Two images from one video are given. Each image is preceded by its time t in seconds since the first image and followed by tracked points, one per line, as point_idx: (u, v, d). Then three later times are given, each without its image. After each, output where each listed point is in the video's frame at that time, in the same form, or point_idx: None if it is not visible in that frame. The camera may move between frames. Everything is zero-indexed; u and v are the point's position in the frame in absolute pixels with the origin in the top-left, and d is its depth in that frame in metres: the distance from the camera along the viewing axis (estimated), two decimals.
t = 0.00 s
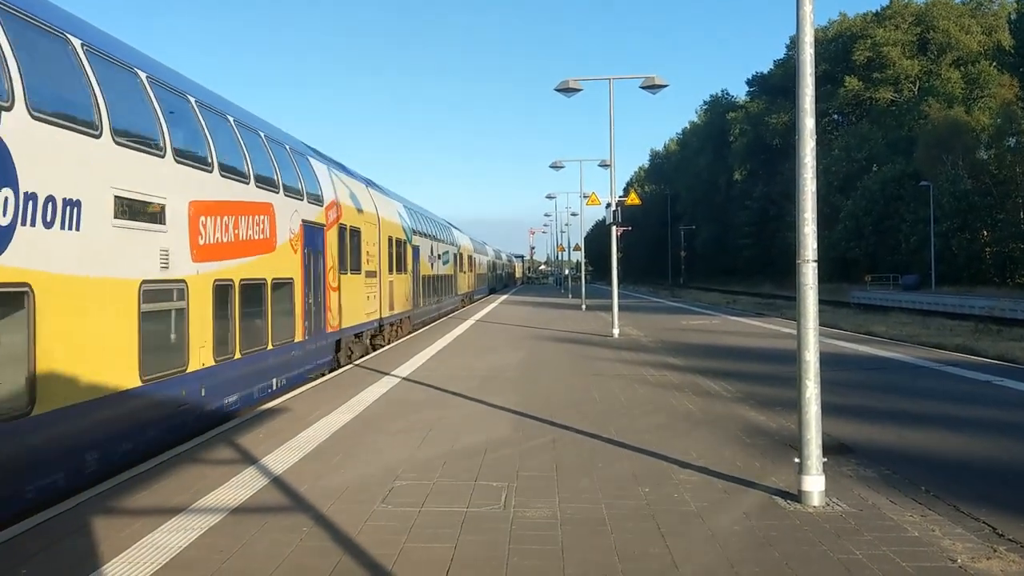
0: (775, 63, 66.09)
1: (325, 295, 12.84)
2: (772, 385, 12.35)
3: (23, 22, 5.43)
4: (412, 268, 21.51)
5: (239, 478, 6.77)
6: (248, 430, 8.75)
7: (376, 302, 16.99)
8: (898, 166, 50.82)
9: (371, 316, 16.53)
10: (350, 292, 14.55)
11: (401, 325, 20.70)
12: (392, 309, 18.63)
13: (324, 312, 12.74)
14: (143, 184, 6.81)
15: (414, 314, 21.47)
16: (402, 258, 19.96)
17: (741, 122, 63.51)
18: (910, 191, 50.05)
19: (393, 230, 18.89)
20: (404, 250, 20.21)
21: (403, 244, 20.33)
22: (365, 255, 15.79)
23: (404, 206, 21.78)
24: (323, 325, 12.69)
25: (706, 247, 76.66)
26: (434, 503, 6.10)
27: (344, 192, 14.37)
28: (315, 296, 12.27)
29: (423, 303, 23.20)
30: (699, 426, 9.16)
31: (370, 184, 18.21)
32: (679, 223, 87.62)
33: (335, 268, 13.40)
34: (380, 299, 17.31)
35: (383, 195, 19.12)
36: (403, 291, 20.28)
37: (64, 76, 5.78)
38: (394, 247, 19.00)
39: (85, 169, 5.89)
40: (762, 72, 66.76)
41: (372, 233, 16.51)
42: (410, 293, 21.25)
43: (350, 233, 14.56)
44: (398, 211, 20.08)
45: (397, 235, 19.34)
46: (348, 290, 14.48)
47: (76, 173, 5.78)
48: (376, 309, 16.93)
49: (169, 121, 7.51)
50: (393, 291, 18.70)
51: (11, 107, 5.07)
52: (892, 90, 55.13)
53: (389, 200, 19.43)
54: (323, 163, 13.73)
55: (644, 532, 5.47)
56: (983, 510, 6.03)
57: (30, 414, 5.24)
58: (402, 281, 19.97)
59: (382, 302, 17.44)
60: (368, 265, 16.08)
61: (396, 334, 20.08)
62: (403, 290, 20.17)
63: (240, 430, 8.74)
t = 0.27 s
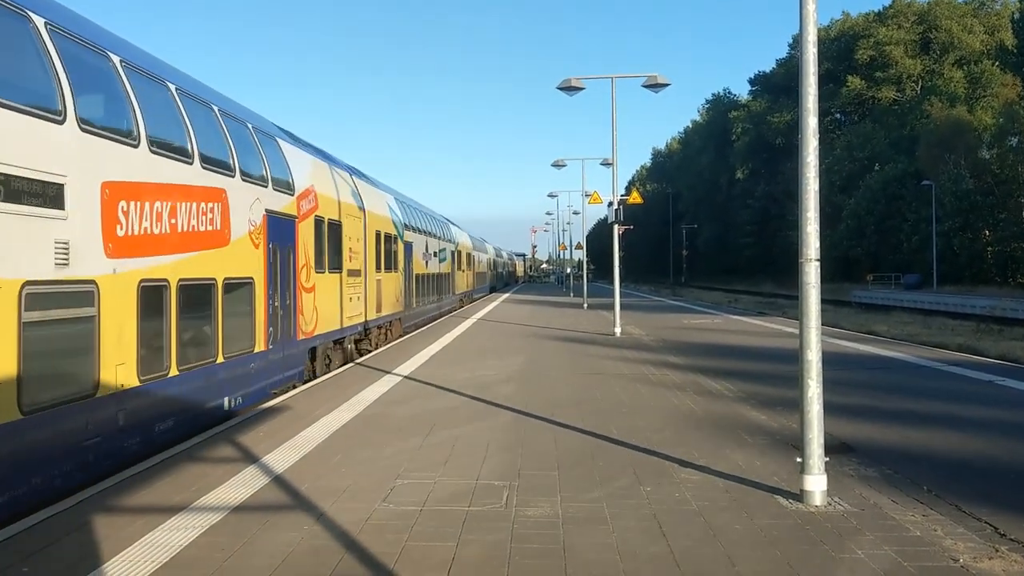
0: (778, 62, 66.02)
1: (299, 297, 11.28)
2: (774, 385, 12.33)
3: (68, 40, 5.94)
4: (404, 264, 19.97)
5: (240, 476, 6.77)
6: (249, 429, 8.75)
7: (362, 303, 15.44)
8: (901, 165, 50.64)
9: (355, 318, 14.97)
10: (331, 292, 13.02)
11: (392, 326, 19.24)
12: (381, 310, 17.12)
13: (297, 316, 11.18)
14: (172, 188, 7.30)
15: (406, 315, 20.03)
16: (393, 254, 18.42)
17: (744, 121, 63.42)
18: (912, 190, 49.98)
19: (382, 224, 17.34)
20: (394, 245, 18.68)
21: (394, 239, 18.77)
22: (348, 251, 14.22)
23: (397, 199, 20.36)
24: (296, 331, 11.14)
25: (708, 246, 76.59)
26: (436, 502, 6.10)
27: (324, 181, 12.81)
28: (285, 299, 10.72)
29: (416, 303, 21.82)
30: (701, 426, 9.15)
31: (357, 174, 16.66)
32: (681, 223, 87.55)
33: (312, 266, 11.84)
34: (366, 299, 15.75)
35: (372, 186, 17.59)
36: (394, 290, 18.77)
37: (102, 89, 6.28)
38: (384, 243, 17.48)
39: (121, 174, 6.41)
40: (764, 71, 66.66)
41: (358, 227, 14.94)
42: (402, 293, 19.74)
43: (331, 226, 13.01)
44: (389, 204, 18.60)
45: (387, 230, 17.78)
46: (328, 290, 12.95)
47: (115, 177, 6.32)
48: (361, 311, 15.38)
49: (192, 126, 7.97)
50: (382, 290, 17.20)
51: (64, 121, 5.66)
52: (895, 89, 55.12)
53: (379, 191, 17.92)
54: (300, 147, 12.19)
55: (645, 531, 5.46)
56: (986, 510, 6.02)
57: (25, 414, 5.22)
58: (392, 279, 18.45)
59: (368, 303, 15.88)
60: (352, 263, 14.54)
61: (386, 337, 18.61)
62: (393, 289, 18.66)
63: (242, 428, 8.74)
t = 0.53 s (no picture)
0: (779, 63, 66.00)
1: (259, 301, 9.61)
2: (774, 385, 12.34)
3: (108, 58, 6.55)
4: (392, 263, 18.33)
5: (241, 475, 6.78)
6: (250, 428, 8.75)
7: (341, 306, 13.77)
8: (902, 165, 50.53)
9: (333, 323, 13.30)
10: (302, 295, 11.37)
11: (377, 331, 17.68)
12: (365, 314, 15.50)
13: (256, 323, 9.50)
14: (202, 196, 7.92)
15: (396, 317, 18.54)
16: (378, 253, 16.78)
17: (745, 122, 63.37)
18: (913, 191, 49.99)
19: (366, 219, 15.71)
20: (380, 243, 17.04)
21: (380, 236, 17.11)
22: (324, 248, 12.58)
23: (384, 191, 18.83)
24: (254, 342, 9.43)
25: (709, 246, 76.60)
26: (436, 502, 6.10)
27: (292, 166, 11.16)
28: (240, 303, 9.04)
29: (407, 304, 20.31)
30: (702, 426, 9.15)
31: (338, 164, 15.07)
32: (682, 223, 87.57)
33: (276, 264, 10.18)
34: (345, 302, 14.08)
35: (355, 177, 15.98)
36: (380, 291, 17.16)
37: (139, 103, 6.87)
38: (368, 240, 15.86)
39: (161, 183, 7.02)
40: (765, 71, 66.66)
41: (335, 220, 13.29)
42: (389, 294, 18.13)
43: (301, 219, 11.35)
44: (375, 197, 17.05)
45: (371, 225, 16.11)
46: (298, 291, 11.28)
47: (156, 185, 6.92)
48: (340, 315, 13.71)
49: (215, 135, 8.56)
50: (365, 290, 15.57)
51: (106, 134, 6.11)
52: (896, 90, 55.10)
53: (363, 183, 16.33)
54: (263, 128, 10.58)
55: (647, 531, 5.46)
56: (986, 510, 6.02)
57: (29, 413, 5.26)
58: (378, 280, 16.84)
59: (348, 306, 14.21)
60: (329, 261, 12.90)
61: (372, 343, 17.00)
62: (379, 290, 17.02)
63: (243, 427, 8.74)
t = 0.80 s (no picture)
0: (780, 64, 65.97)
1: (203, 304, 7.98)
2: (775, 386, 12.33)
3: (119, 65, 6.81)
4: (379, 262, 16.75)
5: (242, 475, 6.79)
6: (251, 428, 8.76)
7: (315, 310, 12.14)
8: (903, 166, 50.55)
9: (306, 330, 11.66)
10: (265, 297, 9.73)
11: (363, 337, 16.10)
12: (345, 319, 13.86)
13: (199, 332, 7.87)
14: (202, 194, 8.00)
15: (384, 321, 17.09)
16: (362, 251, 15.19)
17: (746, 123, 63.34)
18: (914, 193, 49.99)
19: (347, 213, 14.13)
20: (365, 240, 15.45)
21: (365, 233, 15.54)
22: (292, 243, 10.96)
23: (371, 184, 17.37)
24: (196, 356, 7.79)
25: (710, 247, 76.60)
26: (437, 502, 6.10)
27: (251, 147, 9.60)
28: (176, 310, 7.41)
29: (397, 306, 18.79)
30: (703, 427, 9.15)
31: (317, 153, 13.54)
32: (683, 223, 87.59)
33: (227, 261, 8.61)
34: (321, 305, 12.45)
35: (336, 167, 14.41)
36: (366, 293, 15.56)
37: (165, 112, 7.45)
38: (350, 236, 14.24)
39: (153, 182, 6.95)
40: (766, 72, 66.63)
41: (308, 213, 11.72)
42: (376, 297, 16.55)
43: (262, 209, 9.75)
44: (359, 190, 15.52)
45: (354, 220, 14.51)
46: (262, 293, 9.75)
47: (48, 160, 5.38)
48: (315, 320, 12.07)
49: (217, 136, 8.61)
50: (347, 292, 13.94)
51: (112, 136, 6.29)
52: (897, 91, 54.98)
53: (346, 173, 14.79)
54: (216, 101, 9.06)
55: (649, 532, 5.46)
56: (987, 512, 6.02)
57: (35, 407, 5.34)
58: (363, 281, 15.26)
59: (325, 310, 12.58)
60: (300, 260, 11.31)
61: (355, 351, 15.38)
62: (365, 293, 15.42)
63: (244, 428, 8.75)
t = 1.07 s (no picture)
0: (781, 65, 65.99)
1: (120, 313, 6.33)
2: (776, 388, 12.35)
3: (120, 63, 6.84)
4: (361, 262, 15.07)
5: (244, 476, 6.80)
6: (252, 429, 8.77)
7: (279, 317, 10.40)
8: (903, 168, 50.54)
9: (268, 341, 10.01)
10: (209, 304, 8.07)
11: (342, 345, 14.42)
12: (321, 327, 12.19)
13: (114, 345, 6.23)
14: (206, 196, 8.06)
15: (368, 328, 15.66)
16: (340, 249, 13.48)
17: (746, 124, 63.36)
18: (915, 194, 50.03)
19: (323, 207, 12.46)
20: (343, 237, 13.74)
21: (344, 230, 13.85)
22: (250, 240, 9.31)
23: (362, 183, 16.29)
24: (108, 377, 6.18)
25: (711, 248, 76.61)
26: (438, 504, 6.11)
27: (196, 123, 7.98)
28: (75, 323, 5.73)
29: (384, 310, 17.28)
30: (703, 428, 9.17)
31: (287, 138, 11.86)
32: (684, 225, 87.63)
33: (155, 260, 6.95)
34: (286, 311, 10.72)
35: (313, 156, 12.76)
36: (343, 297, 13.85)
37: (173, 114, 7.54)
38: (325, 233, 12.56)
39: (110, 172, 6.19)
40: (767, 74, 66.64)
41: (270, 205, 10.02)
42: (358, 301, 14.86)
43: (207, 195, 8.07)
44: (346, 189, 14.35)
45: (329, 215, 12.80)
46: (211, 299, 8.14)
47: None
48: (280, 328, 10.37)
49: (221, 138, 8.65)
50: (320, 296, 12.28)
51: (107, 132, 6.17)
52: (897, 92, 54.90)
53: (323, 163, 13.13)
54: (156, 71, 7.60)
55: (649, 533, 5.46)
56: (988, 514, 6.02)
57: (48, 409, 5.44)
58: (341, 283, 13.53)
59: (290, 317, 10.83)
60: (260, 259, 9.63)
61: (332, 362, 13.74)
62: (343, 296, 13.75)
63: (245, 429, 8.76)
